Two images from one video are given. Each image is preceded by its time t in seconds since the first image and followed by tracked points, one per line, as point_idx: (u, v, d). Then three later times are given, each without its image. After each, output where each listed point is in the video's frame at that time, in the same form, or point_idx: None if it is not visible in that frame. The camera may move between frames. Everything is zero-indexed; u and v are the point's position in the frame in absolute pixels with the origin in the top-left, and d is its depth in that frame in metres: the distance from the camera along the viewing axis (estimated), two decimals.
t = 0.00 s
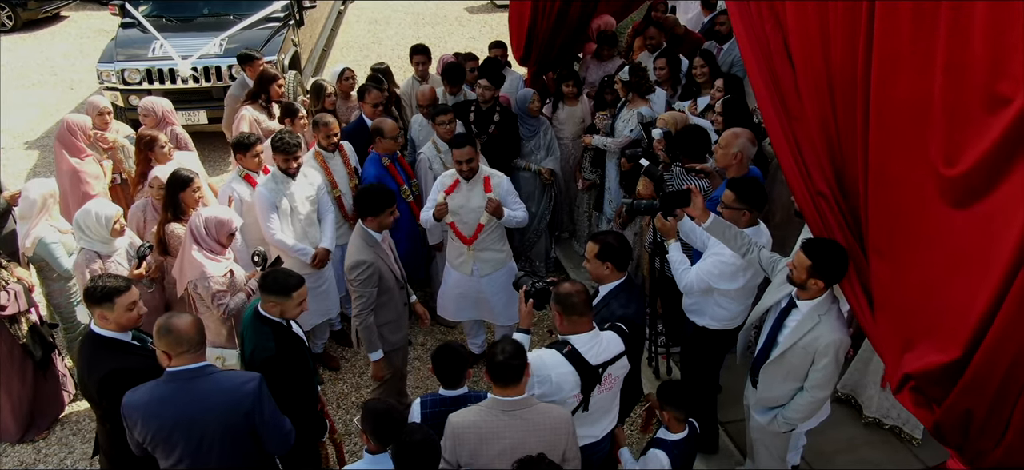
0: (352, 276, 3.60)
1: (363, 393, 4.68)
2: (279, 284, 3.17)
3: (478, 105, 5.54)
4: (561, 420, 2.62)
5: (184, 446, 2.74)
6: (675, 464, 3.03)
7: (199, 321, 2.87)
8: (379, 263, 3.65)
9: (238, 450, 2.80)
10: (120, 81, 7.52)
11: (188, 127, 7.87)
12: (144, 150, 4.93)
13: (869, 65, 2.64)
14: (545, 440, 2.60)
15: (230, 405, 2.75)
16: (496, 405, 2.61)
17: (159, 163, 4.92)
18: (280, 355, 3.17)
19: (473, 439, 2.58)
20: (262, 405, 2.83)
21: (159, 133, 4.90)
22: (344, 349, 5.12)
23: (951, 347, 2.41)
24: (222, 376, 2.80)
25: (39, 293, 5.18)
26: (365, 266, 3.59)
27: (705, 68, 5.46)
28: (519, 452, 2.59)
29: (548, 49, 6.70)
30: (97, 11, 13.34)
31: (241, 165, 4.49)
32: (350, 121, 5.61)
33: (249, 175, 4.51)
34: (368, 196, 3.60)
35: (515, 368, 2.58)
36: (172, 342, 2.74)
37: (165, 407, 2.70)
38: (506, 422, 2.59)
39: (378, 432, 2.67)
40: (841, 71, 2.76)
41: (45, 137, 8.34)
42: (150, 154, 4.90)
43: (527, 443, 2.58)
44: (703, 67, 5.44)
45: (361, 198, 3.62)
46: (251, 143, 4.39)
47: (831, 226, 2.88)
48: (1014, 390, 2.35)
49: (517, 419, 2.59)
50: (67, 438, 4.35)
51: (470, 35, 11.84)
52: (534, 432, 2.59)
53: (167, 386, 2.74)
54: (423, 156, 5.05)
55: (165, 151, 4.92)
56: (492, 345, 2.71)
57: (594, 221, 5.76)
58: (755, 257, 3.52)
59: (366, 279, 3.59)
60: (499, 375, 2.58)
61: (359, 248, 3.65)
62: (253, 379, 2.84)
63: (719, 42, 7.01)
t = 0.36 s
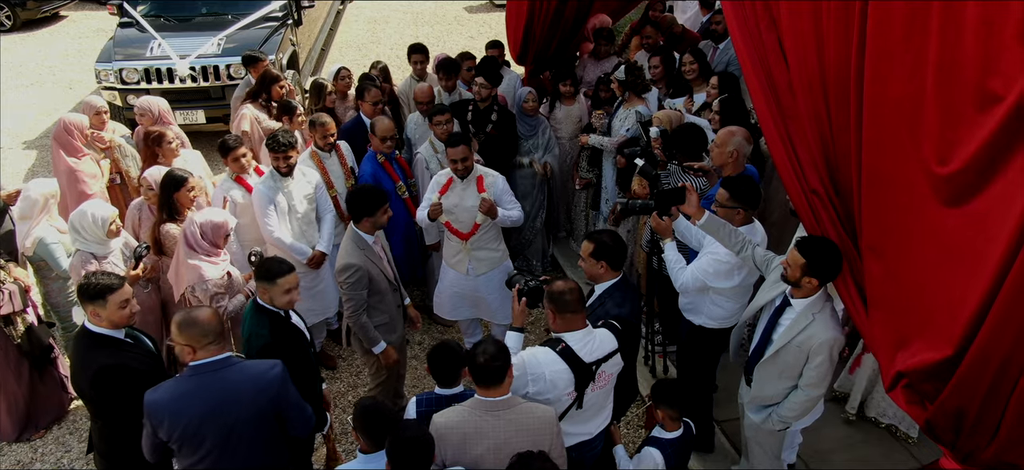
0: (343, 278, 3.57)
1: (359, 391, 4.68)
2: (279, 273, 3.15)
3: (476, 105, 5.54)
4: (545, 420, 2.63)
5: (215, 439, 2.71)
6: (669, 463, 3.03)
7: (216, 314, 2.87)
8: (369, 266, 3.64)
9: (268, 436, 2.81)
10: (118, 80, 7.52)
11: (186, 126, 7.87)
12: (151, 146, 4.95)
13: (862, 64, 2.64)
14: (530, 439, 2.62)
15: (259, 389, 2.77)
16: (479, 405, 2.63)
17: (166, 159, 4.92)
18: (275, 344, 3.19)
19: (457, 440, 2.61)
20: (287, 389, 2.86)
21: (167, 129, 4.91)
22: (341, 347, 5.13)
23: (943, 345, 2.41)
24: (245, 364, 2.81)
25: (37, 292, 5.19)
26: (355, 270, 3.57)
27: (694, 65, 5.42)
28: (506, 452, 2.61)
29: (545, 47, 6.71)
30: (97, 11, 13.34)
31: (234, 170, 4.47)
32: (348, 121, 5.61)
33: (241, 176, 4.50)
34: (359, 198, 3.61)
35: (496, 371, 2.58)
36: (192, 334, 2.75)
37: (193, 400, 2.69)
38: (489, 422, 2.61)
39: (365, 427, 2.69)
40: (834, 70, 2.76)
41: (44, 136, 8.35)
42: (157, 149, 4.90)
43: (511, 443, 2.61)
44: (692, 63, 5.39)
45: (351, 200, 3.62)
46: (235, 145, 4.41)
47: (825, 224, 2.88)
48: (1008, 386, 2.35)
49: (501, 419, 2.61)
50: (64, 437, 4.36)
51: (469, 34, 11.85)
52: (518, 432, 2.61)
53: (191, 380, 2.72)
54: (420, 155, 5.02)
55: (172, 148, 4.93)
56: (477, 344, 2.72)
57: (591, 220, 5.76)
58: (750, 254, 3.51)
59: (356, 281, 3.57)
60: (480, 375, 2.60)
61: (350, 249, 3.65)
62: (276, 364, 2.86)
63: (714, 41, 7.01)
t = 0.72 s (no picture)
0: (335, 277, 3.59)
1: (358, 391, 4.68)
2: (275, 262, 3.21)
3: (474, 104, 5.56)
4: (542, 419, 2.64)
5: (243, 431, 2.74)
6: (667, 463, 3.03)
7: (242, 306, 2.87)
8: (363, 267, 3.64)
9: (292, 426, 2.87)
10: (117, 80, 7.51)
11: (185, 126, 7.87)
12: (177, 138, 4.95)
13: (858, 64, 2.65)
14: (526, 439, 2.63)
15: (288, 380, 2.82)
16: (478, 404, 2.63)
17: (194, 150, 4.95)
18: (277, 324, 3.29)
19: (456, 438, 2.62)
20: (314, 378, 2.92)
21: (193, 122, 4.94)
22: (339, 347, 5.13)
23: (939, 344, 2.42)
24: (271, 356, 2.85)
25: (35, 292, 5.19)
26: (347, 271, 3.58)
27: (692, 65, 5.44)
28: (503, 451, 2.62)
29: (543, 47, 6.72)
30: (97, 10, 13.36)
31: (221, 176, 4.42)
32: (347, 121, 5.62)
33: (229, 181, 4.44)
34: (354, 197, 3.57)
35: (498, 369, 2.59)
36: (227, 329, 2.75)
37: (224, 393, 2.72)
38: (488, 421, 2.61)
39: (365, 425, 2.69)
40: (830, 69, 2.77)
41: (43, 136, 8.35)
42: (184, 141, 4.92)
43: (509, 442, 2.62)
44: (690, 62, 5.41)
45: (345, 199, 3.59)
46: (219, 150, 4.34)
47: (821, 223, 2.89)
48: (1004, 383, 2.35)
49: (499, 417, 2.61)
50: (63, 437, 4.36)
51: (468, 33, 11.85)
52: (515, 431, 2.62)
53: (222, 372, 2.74)
54: (419, 156, 5.03)
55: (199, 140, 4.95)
56: (474, 343, 2.73)
57: (590, 219, 5.77)
58: (748, 253, 3.61)
59: (348, 280, 3.58)
60: (480, 374, 2.60)
61: (344, 249, 3.64)
62: (300, 356, 2.91)
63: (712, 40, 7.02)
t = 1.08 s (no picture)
0: (340, 274, 3.59)
1: (359, 391, 4.69)
2: (283, 258, 3.21)
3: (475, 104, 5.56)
4: (546, 418, 2.66)
5: (254, 432, 2.76)
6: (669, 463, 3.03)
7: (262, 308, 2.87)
8: (367, 266, 3.65)
9: (303, 430, 2.88)
10: (118, 80, 7.51)
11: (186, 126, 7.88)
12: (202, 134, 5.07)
13: (858, 63, 2.66)
14: (531, 438, 2.64)
15: (302, 385, 2.84)
16: (483, 402, 2.64)
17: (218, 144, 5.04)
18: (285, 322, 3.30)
19: (461, 436, 2.62)
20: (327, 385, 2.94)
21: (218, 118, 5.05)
22: (341, 347, 5.14)
23: (940, 344, 2.42)
24: (288, 361, 2.86)
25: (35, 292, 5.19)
26: (350, 267, 3.58)
27: (696, 65, 5.45)
28: (506, 450, 2.63)
29: (543, 47, 6.73)
30: (97, 10, 13.37)
31: (215, 181, 4.38)
32: (349, 122, 5.63)
33: (222, 188, 4.42)
34: (362, 197, 3.58)
35: (505, 367, 2.61)
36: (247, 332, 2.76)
37: (237, 394, 2.73)
38: (493, 420, 2.62)
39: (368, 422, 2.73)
40: (830, 69, 2.77)
41: (43, 136, 8.35)
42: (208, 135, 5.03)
43: (513, 441, 2.63)
44: (694, 63, 5.43)
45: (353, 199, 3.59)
46: (216, 156, 4.30)
47: (822, 223, 2.89)
48: (1004, 383, 2.36)
49: (504, 417, 2.62)
50: (64, 436, 4.37)
51: (468, 33, 11.86)
52: (519, 429, 2.63)
53: (237, 374, 2.76)
54: (420, 157, 5.00)
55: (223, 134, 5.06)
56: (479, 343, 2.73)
57: (590, 219, 5.77)
58: (751, 252, 3.51)
59: (353, 277, 3.58)
60: (487, 374, 2.60)
61: (349, 247, 3.65)
62: (316, 362, 2.92)
63: (712, 41, 7.04)
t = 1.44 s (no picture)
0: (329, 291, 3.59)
1: (360, 391, 4.69)
2: (294, 263, 3.22)
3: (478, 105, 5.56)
4: (553, 419, 2.66)
5: (251, 434, 2.77)
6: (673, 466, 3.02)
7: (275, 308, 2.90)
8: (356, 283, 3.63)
9: (307, 438, 2.86)
10: (119, 80, 7.52)
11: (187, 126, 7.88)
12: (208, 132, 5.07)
13: (861, 64, 2.66)
14: (537, 438, 2.64)
15: (305, 393, 2.81)
16: (489, 403, 2.65)
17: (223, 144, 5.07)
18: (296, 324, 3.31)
19: (467, 437, 2.62)
20: (333, 397, 2.89)
21: (225, 117, 5.07)
22: (341, 347, 5.13)
23: (943, 344, 2.42)
24: (295, 367, 2.85)
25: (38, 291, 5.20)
26: (340, 285, 3.57)
27: (702, 66, 5.46)
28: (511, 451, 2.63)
29: (543, 48, 6.74)
30: (97, 10, 13.38)
31: (222, 178, 4.44)
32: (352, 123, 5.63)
33: (231, 185, 4.46)
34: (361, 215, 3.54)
35: (511, 368, 2.62)
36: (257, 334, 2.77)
37: (238, 394, 2.76)
38: (499, 420, 2.63)
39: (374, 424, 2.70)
40: (833, 70, 2.78)
41: (44, 137, 8.35)
42: (214, 134, 5.04)
43: (519, 442, 2.63)
44: (699, 63, 5.43)
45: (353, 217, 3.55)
46: (227, 151, 4.36)
47: (824, 224, 2.89)
48: (1008, 383, 2.36)
49: (510, 417, 2.63)
50: (67, 437, 4.37)
51: (469, 33, 11.87)
52: (525, 430, 2.63)
53: (241, 375, 2.79)
54: (421, 157, 4.97)
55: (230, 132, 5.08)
56: (485, 346, 2.74)
57: (592, 219, 5.77)
58: (755, 253, 3.51)
59: (342, 295, 3.57)
60: (494, 376, 2.62)
61: (341, 264, 3.63)
62: (324, 371, 2.89)
63: (713, 41, 7.05)
